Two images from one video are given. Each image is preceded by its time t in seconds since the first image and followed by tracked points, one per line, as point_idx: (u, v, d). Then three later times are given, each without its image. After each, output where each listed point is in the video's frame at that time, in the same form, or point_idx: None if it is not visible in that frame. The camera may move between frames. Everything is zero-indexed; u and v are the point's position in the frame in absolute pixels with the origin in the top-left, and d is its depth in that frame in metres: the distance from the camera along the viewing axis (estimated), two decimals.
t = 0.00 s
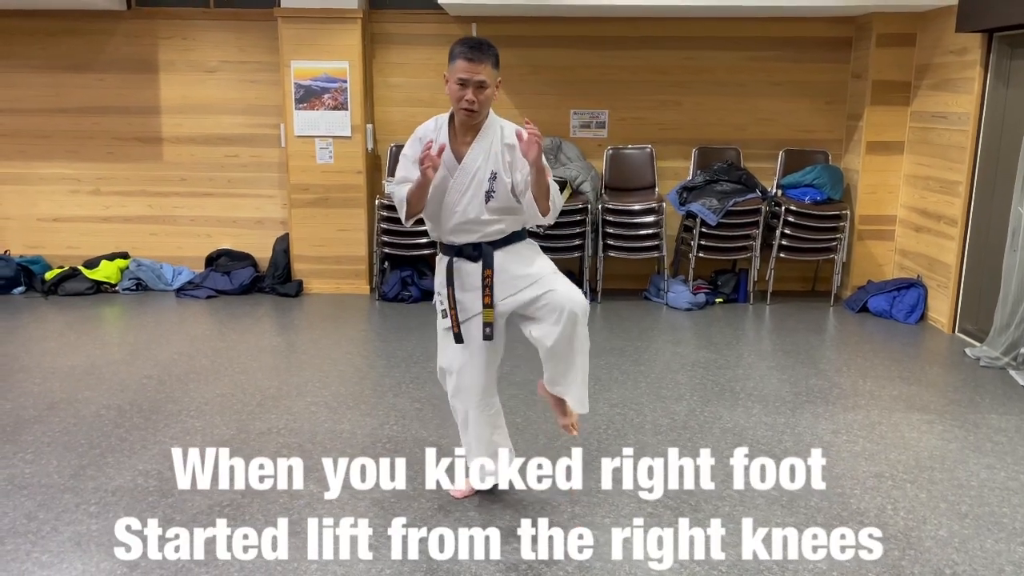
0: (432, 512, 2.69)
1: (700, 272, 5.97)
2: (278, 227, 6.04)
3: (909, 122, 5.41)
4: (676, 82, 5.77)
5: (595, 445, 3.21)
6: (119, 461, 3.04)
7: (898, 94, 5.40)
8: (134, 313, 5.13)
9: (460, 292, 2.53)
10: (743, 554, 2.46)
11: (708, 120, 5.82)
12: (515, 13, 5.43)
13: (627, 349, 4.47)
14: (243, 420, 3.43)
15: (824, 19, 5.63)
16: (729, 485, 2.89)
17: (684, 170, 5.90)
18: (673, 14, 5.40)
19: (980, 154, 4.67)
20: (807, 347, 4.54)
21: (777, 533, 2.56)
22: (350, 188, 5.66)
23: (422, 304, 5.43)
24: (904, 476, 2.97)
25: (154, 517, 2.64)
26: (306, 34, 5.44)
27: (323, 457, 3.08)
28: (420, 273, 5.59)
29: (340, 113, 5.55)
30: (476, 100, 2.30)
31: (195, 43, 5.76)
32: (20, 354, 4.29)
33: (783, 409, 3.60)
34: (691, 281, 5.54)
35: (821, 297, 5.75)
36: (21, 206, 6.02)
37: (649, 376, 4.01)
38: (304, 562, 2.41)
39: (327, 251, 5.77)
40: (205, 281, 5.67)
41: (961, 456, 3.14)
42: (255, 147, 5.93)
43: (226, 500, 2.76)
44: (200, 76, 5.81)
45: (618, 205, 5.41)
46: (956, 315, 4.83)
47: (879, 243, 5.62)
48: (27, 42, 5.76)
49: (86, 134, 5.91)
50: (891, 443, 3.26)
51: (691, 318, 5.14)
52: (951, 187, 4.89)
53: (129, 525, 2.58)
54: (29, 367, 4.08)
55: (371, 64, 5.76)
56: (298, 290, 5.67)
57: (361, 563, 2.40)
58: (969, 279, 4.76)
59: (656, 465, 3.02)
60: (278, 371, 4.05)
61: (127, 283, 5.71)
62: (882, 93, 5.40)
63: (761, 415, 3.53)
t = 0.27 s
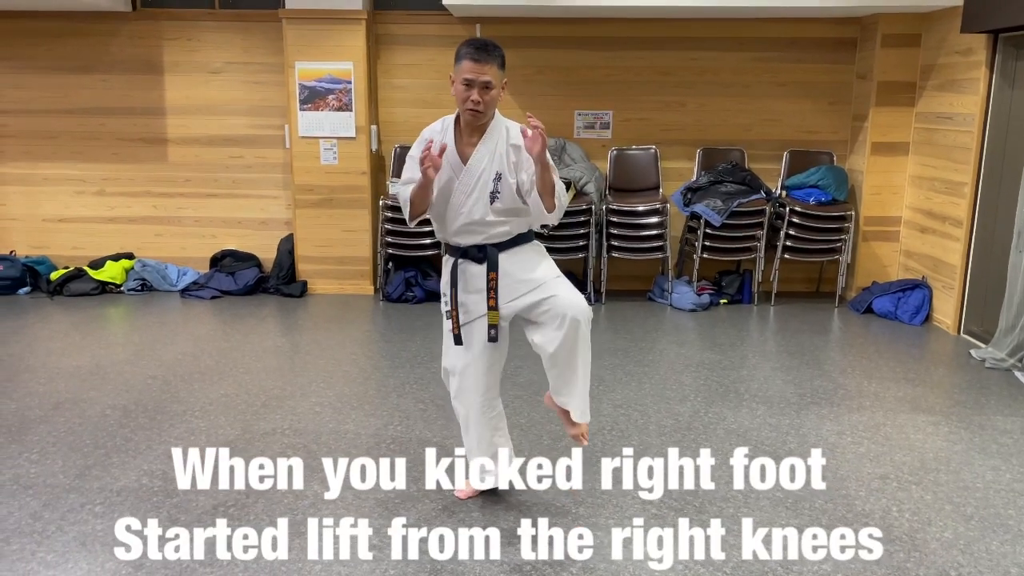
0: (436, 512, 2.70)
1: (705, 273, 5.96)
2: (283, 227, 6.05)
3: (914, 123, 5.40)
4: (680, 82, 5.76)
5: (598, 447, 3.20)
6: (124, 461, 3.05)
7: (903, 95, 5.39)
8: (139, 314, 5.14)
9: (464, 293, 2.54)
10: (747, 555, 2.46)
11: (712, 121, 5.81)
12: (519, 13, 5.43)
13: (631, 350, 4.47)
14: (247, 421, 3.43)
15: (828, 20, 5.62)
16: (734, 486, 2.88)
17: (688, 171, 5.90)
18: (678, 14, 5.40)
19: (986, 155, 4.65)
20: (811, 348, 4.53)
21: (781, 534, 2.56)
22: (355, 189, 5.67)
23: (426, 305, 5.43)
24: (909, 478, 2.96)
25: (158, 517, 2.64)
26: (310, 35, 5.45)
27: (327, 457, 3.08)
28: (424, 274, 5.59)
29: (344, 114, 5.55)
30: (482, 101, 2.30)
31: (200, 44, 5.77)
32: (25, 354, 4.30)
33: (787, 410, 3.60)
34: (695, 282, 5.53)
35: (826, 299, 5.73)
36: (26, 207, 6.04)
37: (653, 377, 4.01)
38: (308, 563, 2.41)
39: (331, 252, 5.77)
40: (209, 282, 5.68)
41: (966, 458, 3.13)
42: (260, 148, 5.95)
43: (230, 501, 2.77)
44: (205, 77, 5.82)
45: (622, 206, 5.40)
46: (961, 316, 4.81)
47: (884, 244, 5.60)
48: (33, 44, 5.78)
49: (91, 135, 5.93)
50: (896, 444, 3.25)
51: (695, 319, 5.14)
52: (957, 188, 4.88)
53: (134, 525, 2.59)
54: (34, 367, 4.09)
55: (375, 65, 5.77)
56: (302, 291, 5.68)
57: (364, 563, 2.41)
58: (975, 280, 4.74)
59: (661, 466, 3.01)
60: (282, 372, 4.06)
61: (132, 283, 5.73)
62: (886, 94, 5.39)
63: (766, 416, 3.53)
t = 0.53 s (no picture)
0: (439, 512, 2.69)
1: (708, 273, 5.95)
2: (286, 227, 6.06)
3: (919, 123, 5.38)
4: (683, 82, 5.75)
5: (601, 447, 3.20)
6: (127, 460, 3.05)
7: (907, 94, 5.37)
8: (143, 314, 5.15)
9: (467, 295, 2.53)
10: (750, 556, 2.45)
11: (716, 121, 5.80)
12: (522, 13, 5.42)
13: (635, 350, 4.46)
14: (250, 421, 3.43)
15: (832, 19, 5.60)
16: (737, 487, 2.87)
17: (692, 171, 5.88)
18: (681, 14, 5.39)
19: (990, 154, 4.64)
20: (815, 348, 4.52)
21: (784, 535, 2.55)
22: (358, 189, 5.67)
23: (429, 305, 5.43)
24: (913, 479, 2.95)
25: (160, 516, 2.64)
26: (313, 35, 5.45)
27: (330, 457, 3.08)
28: (427, 274, 5.59)
29: (347, 114, 5.55)
30: (502, 102, 2.27)
31: (203, 44, 5.77)
32: (29, 353, 4.30)
33: (791, 411, 3.59)
34: (699, 282, 5.52)
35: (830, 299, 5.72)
36: (31, 207, 6.06)
37: (657, 377, 4.00)
38: (310, 562, 2.41)
39: (334, 252, 5.78)
40: (213, 282, 5.68)
41: (970, 458, 3.12)
42: (263, 148, 5.95)
43: (233, 500, 2.77)
44: (209, 76, 5.83)
45: (625, 206, 5.40)
46: (966, 316, 4.80)
47: (889, 244, 5.59)
48: (37, 44, 5.79)
49: (95, 135, 5.94)
50: (900, 444, 3.24)
51: (699, 319, 5.13)
52: (961, 188, 4.86)
53: (136, 524, 2.59)
54: (38, 367, 4.10)
55: (379, 65, 5.77)
56: (305, 291, 5.68)
57: (366, 563, 2.40)
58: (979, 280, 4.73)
59: (664, 467, 3.01)
60: (285, 371, 4.05)
61: (136, 283, 5.73)
62: (891, 94, 5.37)
63: (769, 416, 3.52)
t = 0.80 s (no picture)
0: (441, 511, 2.69)
1: (711, 272, 5.94)
2: (288, 226, 6.06)
3: (922, 121, 5.37)
4: (686, 81, 5.75)
5: (603, 446, 3.20)
6: (129, 459, 3.05)
7: (910, 92, 5.36)
8: (145, 313, 5.15)
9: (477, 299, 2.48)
10: (753, 555, 2.45)
11: (719, 119, 5.80)
12: (524, 12, 5.42)
13: (637, 349, 4.46)
14: (253, 420, 3.43)
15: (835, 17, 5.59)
16: (739, 486, 2.87)
17: (694, 170, 5.88)
18: (684, 12, 5.38)
19: (994, 153, 4.63)
20: (818, 347, 4.51)
21: (787, 534, 2.55)
22: (360, 188, 5.67)
23: (431, 304, 5.43)
24: (916, 478, 2.94)
25: (162, 515, 2.64)
26: (315, 34, 5.45)
27: (332, 456, 3.08)
28: (429, 273, 5.59)
29: (349, 113, 5.55)
30: (553, 101, 2.21)
31: (205, 43, 5.77)
32: (31, 352, 4.31)
33: (794, 410, 3.58)
34: (701, 281, 5.52)
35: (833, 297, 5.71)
36: (33, 206, 6.07)
37: (659, 376, 4.00)
38: (312, 561, 2.41)
39: (337, 251, 5.78)
40: (215, 281, 5.68)
41: (973, 457, 3.11)
42: (265, 147, 5.95)
43: (235, 499, 2.77)
44: (211, 75, 5.83)
45: (628, 204, 5.39)
46: (969, 315, 4.79)
47: (892, 243, 5.58)
48: (39, 43, 5.79)
49: (97, 135, 5.94)
50: (903, 443, 3.24)
51: (701, 318, 5.12)
52: (964, 186, 4.85)
53: (139, 523, 2.59)
54: (40, 366, 4.10)
55: (381, 64, 5.77)
56: (307, 290, 5.68)
57: (367, 563, 2.40)
58: (983, 279, 4.72)
59: (667, 466, 3.00)
60: (287, 370, 4.06)
61: (139, 282, 5.74)
62: (894, 92, 5.36)
63: (772, 415, 3.52)
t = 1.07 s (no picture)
0: (441, 510, 2.69)
1: (711, 270, 5.94)
2: (288, 224, 6.06)
3: (922, 119, 5.36)
4: (686, 79, 5.74)
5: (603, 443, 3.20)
6: (130, 458, 3.05)
7: (911, 90, 5.36)
8: (145, 312, 5.15)
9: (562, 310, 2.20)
10: (753, 553, 2.44)
11: (719, 117, 5.79)
12: (524, 9, 5.41)
13: (637, 347, 4.45)
14: (253, 418, 3.43)
15: (835, 14, 5.58)
16: (740, 484, 2.87)
17: (695, 168, 5.87)
18: (684, 10, 5.38)
19: (994, 150, 4.62)
20: (819, 345, 4.51)
21: (788, 532, 2.55)
22: (360, 186, 5.66)
23: (432, 302, 5.43)
24: (917, 475, 2.94)
25: (162, 514, 2.64)
26: (315, 32, 5.44)
27: (332, 455, 3.08)
28: (429, 272, 5.58)
29: (349, 111, 5.55)
30: (604, 118, 2.14)
31: (205, 41, 5.77)
32: (31, 351, 4.30)
33: (794, 407, 3.58)
34: (701, 279, 5.51)
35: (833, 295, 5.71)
36: (33, 205, 6.06)
37: (659, 374, 4.00)
38: (312, 560, 2.41)
39: (337, 249, 5.77)
40: (215, 279, 5.68)
41: (974, 455, 3.11)
42: (265, 145, 5.95)
43: (235, 498, 2.77)
44: (211, 73, 5.82)
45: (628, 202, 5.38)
46: (970, 312, 4.78)
47: (892, 240, 5.57)
48: (39, 41, 5.79)
49: (97, 133, 5.94)
50: (904, 441, 3.23)
51: (702, 316, 5.12)
52: (965, 184, 4.84)
53: (139, 522, 2.59)
54: (40, 364, 4.10)
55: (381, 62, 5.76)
56: (308, 289, 5.68)
57: (366, 562, 2.40)
58: (983, 277, 4.71)
59: (666, 465, 3.01)
60: (287, 368, 4.06)
61: (139, 281, 5.74)
62: (894, 89, 5.36)
63: (773, 413, 3.51)
